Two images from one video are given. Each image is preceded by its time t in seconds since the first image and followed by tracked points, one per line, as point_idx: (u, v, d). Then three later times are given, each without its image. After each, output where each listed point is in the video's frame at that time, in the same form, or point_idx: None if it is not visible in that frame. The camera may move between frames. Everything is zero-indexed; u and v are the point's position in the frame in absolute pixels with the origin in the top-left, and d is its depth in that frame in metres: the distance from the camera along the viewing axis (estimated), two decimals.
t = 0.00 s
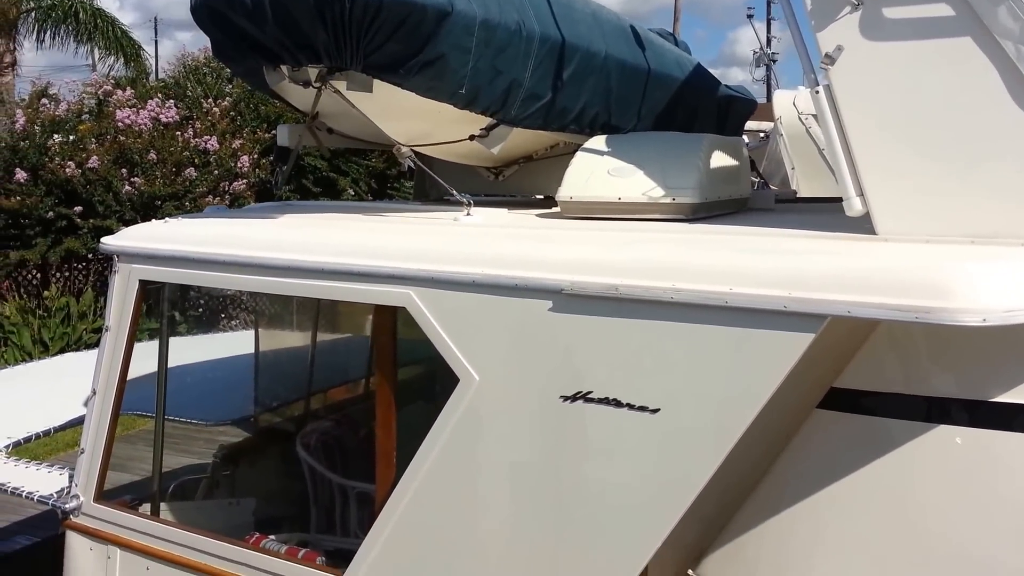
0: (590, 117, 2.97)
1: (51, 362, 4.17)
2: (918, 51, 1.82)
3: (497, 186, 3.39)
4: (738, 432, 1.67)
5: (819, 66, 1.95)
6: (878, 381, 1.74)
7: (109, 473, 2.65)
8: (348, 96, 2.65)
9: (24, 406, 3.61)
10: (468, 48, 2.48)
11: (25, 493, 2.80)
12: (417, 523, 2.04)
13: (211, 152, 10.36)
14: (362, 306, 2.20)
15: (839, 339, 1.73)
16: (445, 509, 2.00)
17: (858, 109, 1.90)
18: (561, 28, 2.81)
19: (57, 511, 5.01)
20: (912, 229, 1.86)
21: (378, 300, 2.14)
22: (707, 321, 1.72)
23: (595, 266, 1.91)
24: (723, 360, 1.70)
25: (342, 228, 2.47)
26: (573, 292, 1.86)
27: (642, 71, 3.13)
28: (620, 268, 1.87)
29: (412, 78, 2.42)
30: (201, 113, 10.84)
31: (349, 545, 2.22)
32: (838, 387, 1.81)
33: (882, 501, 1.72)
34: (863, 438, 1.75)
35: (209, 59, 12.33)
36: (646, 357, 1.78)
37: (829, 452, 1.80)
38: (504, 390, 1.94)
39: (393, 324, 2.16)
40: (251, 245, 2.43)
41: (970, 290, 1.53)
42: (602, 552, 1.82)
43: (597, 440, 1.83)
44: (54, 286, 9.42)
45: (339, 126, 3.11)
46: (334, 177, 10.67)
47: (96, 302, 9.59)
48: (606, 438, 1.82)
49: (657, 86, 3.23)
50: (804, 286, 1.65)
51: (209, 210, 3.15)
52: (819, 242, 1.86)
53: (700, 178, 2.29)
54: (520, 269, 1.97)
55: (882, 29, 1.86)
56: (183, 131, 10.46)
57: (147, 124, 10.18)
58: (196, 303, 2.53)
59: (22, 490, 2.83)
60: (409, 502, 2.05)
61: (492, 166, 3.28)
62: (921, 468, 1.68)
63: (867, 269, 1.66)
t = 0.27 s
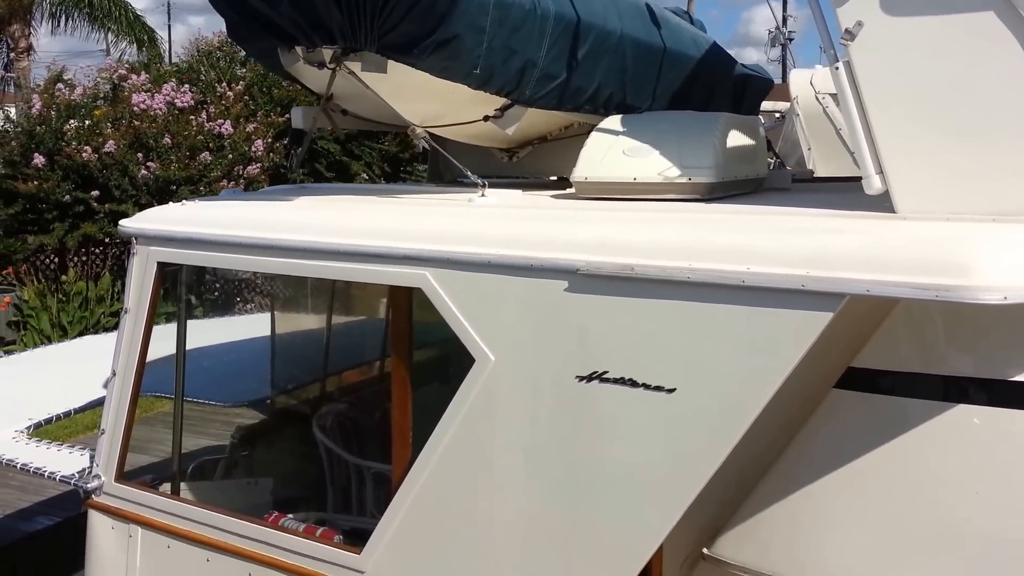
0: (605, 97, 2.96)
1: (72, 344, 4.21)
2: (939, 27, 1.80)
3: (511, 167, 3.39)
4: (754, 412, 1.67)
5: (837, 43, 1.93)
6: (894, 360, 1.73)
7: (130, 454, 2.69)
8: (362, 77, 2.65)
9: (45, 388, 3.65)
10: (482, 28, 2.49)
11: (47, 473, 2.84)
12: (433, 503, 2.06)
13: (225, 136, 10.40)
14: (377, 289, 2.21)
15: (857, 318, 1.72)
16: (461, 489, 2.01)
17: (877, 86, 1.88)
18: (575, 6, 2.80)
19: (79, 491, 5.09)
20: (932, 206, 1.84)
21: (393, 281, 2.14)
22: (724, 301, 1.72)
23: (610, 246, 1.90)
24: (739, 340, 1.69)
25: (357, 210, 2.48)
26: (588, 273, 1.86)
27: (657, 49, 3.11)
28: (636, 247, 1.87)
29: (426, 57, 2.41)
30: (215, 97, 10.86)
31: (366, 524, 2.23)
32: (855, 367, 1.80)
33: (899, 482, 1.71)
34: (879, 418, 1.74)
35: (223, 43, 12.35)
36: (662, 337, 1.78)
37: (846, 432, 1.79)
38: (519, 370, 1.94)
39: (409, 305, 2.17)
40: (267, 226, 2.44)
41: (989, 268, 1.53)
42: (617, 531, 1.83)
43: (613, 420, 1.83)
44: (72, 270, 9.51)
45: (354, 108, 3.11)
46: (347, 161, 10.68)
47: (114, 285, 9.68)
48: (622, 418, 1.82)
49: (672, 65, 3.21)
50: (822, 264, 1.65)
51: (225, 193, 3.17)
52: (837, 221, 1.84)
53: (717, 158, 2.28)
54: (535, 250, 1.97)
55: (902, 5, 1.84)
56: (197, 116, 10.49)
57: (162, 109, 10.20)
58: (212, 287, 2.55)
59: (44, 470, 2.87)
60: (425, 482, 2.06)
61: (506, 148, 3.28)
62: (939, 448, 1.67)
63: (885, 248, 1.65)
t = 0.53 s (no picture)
0: (617, 76, 2.93)
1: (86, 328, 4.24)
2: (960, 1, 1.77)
3: (522, 148, 3.36)
4: (770, 393, 1.65)
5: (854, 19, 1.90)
6: (910, 340, 1.72)
7: (146, 437, 2.70)
8: (373, 57, 2.63)
9: (60, 371, 3.67)
10: (493, 7, 2.45)
11: (63, 455, 2.86)
12: (447, 483, 2.06)
13: (237, 119, 10.41)
14: (389, 271, 2.21)
15: (874, 298, 1.70)
16: (475, 470, 2.02)
17: (895, 63, 1.84)
18: None
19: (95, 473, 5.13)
20: (951, 183, 1.82)
21: (405, 263, 2.14)
22: (739, 280, 1.70)
23: (623, 226, 1.89)
24: (755, 320, 1.68)
25: (368, 191, 2.47)
26: (601, 254, 1.85)
27: (670, 27, 3.08)
28: (649, 227, 1.85)
29: (436, 39, 2.40)
30: (226, 81, 10.85)
31: (380, 505, 2.25)
32: (870, 348, 1.78)
33: (917, 463, 1.70)
34: (895, 398, 1.72)
35: (234, 26, 12.32)
36: (676, 317, 1.77)
37: (862, 412, 1.77)
38: (533, 351, 1.94)
39: (421, 287, 2.16)
40: (279, 208, 2.44)
41: (1008, 247, 1.51)
42: (632, 512, 1.82)
43: (627, 401, 1.82)
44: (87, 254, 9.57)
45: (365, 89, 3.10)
46: (358, 143, 10.68)
47: (128, 269, 9.74)
48: (636, 399, 1.81)
49: (685, 43, 3.18)
50: (838, 244, 1.63)
51: (236, 176, 3.17)
52: (854, 199, 1.82)
53: (732, 137, 2.25)
54: (547, 231, 1.96)
55: None
56: (208, 99, 10.49)
57: (173, 92, 10.27)
58: (225, 271, 2.57)
59: (61, 452, 2.89)
60: (439, 463, 2.07)
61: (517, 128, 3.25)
62: (958, 429, 1.66)
63: (903, 226, 1.63)
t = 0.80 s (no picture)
0: (627, 55, 2.90)
1: (97, 312, 4.26)
2: None
3: (530, 129, 3.35)
4: (783, 375, 1.64)
5: None
6: (925, 320, 1.70)
7: (158, 418, 2.72)
8: (380, 38, 2.61)
9: (72, 354, 3.69)
10: None
11: (76, 438, 2.88)
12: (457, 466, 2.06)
13: (245, 103, 10.39)
14: (398, 254, 2.20)
15: (888, 278, 1.68)
16: (485, 452, 2.01)
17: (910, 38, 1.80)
18: None
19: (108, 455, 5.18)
20: (967, 161, 1.79)
21: (414, 245, 2.13)
22: (751, 261, 1.69)
23: (634, 207, 1.87)
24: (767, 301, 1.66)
25: (377, 173, 2.45)
26: (611, 235, 1.83)
27: (681, 5, 3.05)
28: (660, 208, 1.83)
29: (443, 19, 2.35)
30: (234, 64, 10.82)
31: (391, 487, 2.24)
32: (884, 329, 1.76)
33: (933, 445, 1.68)
34: (909, 379, 1.71)
35: (241, 9, 12.27)
36: (687, 299, 1.75)
37: (876, 394, 1.75)
38: (542, 333, 1.92)
39: (430, 269, 2.15)
40: (288, 191, 2.43)
41: None
42: (643, 494, 1.82)
43: (638, 384, 1.81)
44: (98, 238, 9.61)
45: (372, 71, 3.08)
46: (366, 125, 10.65)
47: (139, 254, 9.78)
48: (647, 380, 1.80)
49: (697, 21, 3.14)
50: (852, 223, 1.61)
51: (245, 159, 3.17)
52: (868, 177, 1.80)
53: (744, 116, 2.24)
54: (557, 212, 1.94)
55: None
56: (216, 82, 10.47)
57: (182, 77, 10.24)
58: (236, 254, 2.55)
59: (73, 435, 2.91)
60: (448, 445, 2.06)
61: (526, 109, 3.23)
62: (974, 411, 1.64)
63: (918, 205, 1.60)
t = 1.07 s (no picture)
0: (634, 33, 2.86)
1: (106, 296, 4.27)
2: None
3: (537, 109, 3.33)
4: (793, 356, 1.62)
5: None
6: (936, 301, 1.68)
7: (166, 402, 2.71)
8: (384, 18, 2.59)
9: (81, 337, 3.70)
10: None
11: (86, 421, 2.89)
12: (465, 448, 2.05)
13: (251, 86, 10.35)
14: (404, 236, 2.19)
15: (899, 258, 1.66)
16: (492, 435, 2.01)
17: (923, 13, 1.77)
18: None
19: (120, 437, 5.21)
20: (981, 138, 1.76)
21: (420, 227, 2.11)
22: (761, 241, 1.67)
23: (642, 186, 1.85)
24: (777, 282, 1.65)
25: (383, 154, 2.44)
26: (619, 216, 1.81)
27: None
28: (668, 188, 1.81)
29: None
30: (239, 47, 10.79)
31: (399, 469, 2.24)
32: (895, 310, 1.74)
33: (946, 427, 1.66)
34: (920, 360, 1.69)
35: None
36: (696, 280, 1.74)
37: (887, 375, 1.73)
38: (549, 315, 1.91)
39: (436, 251, 2.14)
40: (293, 173, 2.41)
41: None
42: (653, 476, 1.81)
43: (646, 365, 1.80)
44: (106, 222, 9.63)
45: (377, 52, 3.06)
46: (372, 107, 10.62)
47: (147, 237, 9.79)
48: (657, 362, 1.78)
49: None
50: (863, 202, 1.59)
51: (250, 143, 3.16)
52: (880, 155, 1.77)
53: (753, 94, 2.21)
54: (564, 193, 1.93)
55: None
56: (221, 66, 10.44)
57: (187, 60, 10.11)
58: (243, 238, 2.56)
59: (83, 417, 2.92)
60: (456, 428, 2.06)
61: (532, 90, 3.22)
62: (989, 391, 1.62)
63: (931, 183, 1.58)
